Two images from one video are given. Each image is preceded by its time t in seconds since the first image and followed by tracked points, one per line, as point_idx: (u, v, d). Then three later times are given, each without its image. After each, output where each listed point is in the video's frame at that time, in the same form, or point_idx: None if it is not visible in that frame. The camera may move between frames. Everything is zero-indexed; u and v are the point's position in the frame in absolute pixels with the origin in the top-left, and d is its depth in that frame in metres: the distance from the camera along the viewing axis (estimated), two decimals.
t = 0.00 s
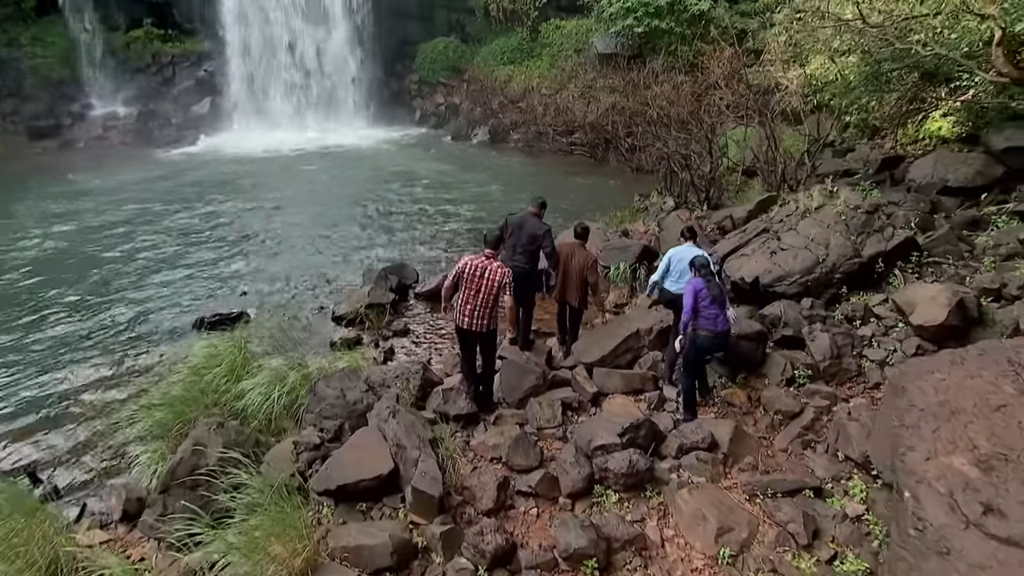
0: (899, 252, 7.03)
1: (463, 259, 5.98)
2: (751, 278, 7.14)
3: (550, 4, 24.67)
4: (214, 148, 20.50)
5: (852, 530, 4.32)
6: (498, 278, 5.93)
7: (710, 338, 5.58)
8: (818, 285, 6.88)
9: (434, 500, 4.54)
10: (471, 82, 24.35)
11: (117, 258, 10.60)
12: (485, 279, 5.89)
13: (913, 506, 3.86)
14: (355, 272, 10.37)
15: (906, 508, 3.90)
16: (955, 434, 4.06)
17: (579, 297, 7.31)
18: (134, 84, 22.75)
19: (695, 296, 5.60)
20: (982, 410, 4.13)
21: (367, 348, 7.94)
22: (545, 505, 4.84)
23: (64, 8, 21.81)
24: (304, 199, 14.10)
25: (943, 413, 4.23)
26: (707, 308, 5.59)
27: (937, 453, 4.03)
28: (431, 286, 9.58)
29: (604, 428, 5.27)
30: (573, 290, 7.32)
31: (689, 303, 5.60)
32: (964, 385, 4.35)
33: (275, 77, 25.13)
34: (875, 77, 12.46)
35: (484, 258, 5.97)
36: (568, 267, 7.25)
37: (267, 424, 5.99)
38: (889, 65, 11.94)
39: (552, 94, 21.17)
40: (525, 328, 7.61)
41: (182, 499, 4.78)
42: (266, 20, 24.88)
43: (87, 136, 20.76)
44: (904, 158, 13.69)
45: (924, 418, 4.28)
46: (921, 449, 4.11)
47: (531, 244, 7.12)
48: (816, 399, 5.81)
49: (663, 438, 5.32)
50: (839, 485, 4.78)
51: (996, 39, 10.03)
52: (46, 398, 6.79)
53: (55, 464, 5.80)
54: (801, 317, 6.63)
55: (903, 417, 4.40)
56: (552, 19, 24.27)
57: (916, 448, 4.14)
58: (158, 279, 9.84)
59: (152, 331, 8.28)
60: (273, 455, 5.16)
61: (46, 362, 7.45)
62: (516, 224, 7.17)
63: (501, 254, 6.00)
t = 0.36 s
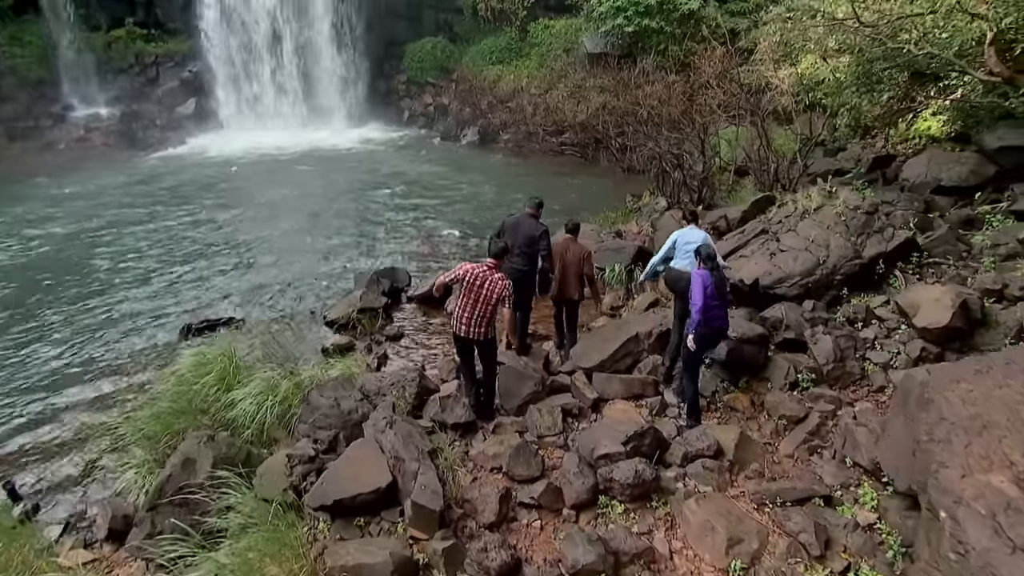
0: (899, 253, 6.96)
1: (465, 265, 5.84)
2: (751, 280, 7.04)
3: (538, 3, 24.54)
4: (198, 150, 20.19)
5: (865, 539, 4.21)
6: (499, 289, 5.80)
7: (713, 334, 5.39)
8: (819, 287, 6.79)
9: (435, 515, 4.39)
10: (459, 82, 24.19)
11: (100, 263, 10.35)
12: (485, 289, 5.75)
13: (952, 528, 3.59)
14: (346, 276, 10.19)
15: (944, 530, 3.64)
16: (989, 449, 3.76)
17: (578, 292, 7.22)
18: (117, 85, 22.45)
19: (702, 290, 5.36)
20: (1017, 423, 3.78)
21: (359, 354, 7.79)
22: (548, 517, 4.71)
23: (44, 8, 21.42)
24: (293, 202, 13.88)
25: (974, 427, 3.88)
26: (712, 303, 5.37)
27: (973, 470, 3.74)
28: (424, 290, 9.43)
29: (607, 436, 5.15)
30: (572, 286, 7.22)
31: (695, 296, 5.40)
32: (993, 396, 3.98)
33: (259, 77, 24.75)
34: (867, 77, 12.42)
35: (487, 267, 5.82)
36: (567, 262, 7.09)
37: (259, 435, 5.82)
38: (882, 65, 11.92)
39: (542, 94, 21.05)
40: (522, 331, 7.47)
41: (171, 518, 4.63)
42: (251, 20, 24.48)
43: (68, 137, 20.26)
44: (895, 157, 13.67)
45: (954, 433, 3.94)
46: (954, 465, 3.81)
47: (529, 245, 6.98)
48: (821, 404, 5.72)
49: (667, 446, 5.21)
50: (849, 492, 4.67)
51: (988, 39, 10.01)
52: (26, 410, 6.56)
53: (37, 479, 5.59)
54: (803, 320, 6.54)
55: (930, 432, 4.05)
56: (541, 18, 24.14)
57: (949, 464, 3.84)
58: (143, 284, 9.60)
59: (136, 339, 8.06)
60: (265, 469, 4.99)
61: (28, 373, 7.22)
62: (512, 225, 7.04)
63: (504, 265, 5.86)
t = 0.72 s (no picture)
0: (899, 255, 6.89)
1: (458, 264, 5.68)
2: (750, 283, 6.94)
3: (525, 4, 24.40)
4: (182, 152, 19.84)
5: (878, 552, 4.10)
6: (494, 285, 5.63)
7: (701, 329, 5.72)
8: (819, 290, 6.69)
9: (436, 533, 4.23)
10: (447, 82, 24.02)
11: (82, 272, 10.07)
12: (480, 286, 5.59)
13: (1002, 560, 3.32)
14: (336, 281, 9.99)
15: (991, 561, 3.37)
16: None
17: (572, 292, 7.26)
18: (97, 86, 21.95)
19: (695, 287, 5.62)
20: None
21: (351, 362, 7.61)
22: (552, 531, 4.57)
23: (21, 8, 20.92)
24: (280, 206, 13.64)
25: (1012, 445, 3.67)
26: (704, 301, 5.65)
27: (1015, 493, 3.49)
28: (415, 295, 9.26)
29: (610, 446, 5.02)
30: (566, 286, 7.26)
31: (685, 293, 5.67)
32: None
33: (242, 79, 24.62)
34: (858, 78, 12.39)
35: (480, 264, 5.67)
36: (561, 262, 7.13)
37: (249, 449, 5.63)
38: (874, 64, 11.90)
39: (530, 95, 20.94)
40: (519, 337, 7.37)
41: (159, 544, 4.39)
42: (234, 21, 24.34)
43: (47, 139, 19.66)
44: (885, 157, 13.67)
45: (990, 451, 3.72)
46: (995, 488, 3.57)
47: (522, 247, 6.81)
48: (825, 410, 5.63)
49: (672, 455, 5.08)
50: (859, 502, 4.57)
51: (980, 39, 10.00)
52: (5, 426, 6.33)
53: (15, 500, 5.37)
54: (805, 324, 6.45)
55: (963, 449, 3.83)
56: (528, 19, 23.99)
57: (989, 487, 3.59)
58: (126, 293, 9.35)
59: (120, 349, 7.85)
60: (259, 486, 4.79)
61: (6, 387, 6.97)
62: (505, 228, 6.87)
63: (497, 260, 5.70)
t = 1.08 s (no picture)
0: (899, 258, 6.82)
1: (448, 270, 5.49)
2: (750, 287, 6.85)
3: (512, 4, 24.25)
4: (165, 155, 19.51)
5: (893, 566, 4.00)
6: (489, 287, 5.48)
7: (695, 332, 5.63)
8: (820, 293, 6.61)
9: (439, 554, 4.07)
10: (434, 83, 23.84)
11: (63, 281, 9.81)
12: (474, 289, 5.44)
13: None
14: (326, 286, 9.80)
15: None
16: None
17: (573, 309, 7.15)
18: (76, 87, 21.59)
19: (693, 287, 5.56)
20: None
21: (343, 371, 7.44)
22: (557, 548, 4.44)
23: None
24: (267, 210, 13.41)
25: None
26: (701, 302, 5.58)
27: None
28: (407, 301, 9.09)
29: (615, 459, 4.90)
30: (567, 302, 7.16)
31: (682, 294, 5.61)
32: None
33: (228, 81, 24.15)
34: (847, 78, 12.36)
35: (471, 268, 5.51)
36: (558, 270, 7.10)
37: (240, 463, 5.46)
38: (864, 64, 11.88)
39: (518, 95, 20.81)
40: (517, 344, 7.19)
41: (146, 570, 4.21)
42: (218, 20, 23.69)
43: (25, 142, 19.54)
44: (875, 157, 13.67)
45: None
46: None
47: (517, 249, 6.66)
48: (831, 417, 5.53)
49: (678, 467, 4.96)
50: (870, 513, 4.47)
51: (970, 40, 9.99)
52: None
53: None
54: (806, 329, 6.36)
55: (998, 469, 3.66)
56: (515, 19, 23.83)
57: None
58: (109, 302, 9.11)
59: (104, 360, 7.64)
60: (251, 507, 4.64)
61: None
62: (500, 234, 6.71)
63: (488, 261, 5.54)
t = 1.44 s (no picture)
0: (899, 262, 6.74)
1: (455, 286, 5.30)
2: (750, 292, 6.76)
3: (499, 4, 24.07)
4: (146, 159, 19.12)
5: None
6: (491, 306, 5.37)
7: (683, 328, 5.76)
8: (820, 298, 6.52)
9: None
10: (421, 84, 23.63)
11: (42, 290, 9.50)
12: (477, 307, 5.31)
13: None
14: (315, 293, 9.59)
15: None
16: None
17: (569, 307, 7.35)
18: (53, 88, 20.50)
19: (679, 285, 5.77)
20: None
21: (335, 382, 7.25)
22: (563, 567, 4.30)
23: None
24: (253, 214, 13.15)
25: None
26: (686, 299, 5.75)
27: None
28: (399, 307, 8.91)
29: (620, 472, 4.77)
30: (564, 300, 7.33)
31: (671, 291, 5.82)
32: None
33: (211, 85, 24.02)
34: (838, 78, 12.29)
35: (475, 285, 5.34)
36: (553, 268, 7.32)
37: (230, 480, 5.26)
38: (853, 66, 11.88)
39: (506, 96, 20.65)
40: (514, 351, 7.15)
41: None
42: (197, 23, 23.74)
43: None
44: (865, 157, 13.65)
45: None
46: None
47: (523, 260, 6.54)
48: (836, 425, 5.44)
49: (684, 479, 4.83)
50: (882, 525, 4.37)
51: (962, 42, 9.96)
52: None
53: None
54: (808, 334, 6.28)
55: None
56: (502, 19, 23.69)
57: None
58: (90, 312, 8.81)
59: (85, 371, 7.38)
60: (242, 529, 4.42)
61: None
62: (508, 239, 6.68)
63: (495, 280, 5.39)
